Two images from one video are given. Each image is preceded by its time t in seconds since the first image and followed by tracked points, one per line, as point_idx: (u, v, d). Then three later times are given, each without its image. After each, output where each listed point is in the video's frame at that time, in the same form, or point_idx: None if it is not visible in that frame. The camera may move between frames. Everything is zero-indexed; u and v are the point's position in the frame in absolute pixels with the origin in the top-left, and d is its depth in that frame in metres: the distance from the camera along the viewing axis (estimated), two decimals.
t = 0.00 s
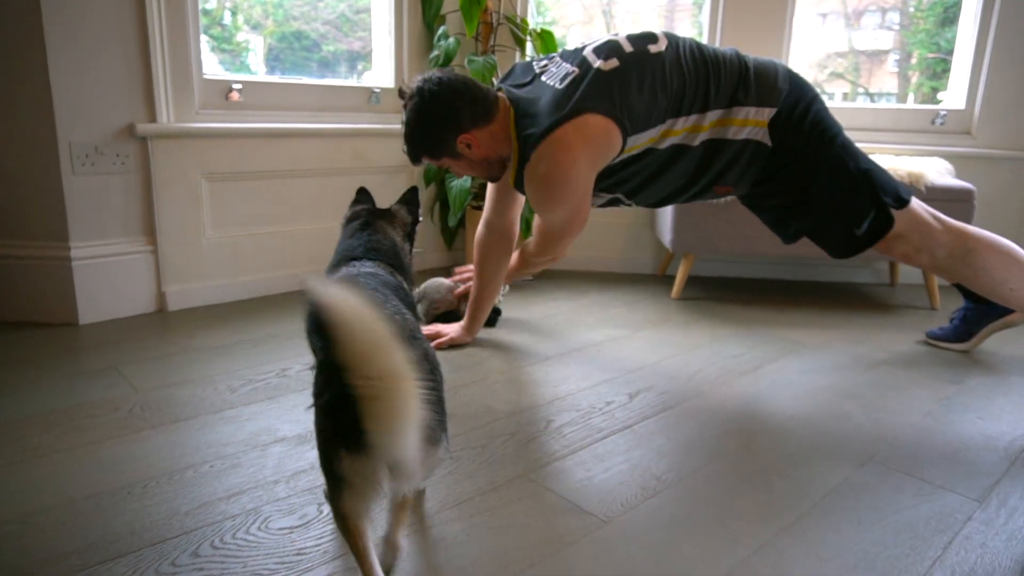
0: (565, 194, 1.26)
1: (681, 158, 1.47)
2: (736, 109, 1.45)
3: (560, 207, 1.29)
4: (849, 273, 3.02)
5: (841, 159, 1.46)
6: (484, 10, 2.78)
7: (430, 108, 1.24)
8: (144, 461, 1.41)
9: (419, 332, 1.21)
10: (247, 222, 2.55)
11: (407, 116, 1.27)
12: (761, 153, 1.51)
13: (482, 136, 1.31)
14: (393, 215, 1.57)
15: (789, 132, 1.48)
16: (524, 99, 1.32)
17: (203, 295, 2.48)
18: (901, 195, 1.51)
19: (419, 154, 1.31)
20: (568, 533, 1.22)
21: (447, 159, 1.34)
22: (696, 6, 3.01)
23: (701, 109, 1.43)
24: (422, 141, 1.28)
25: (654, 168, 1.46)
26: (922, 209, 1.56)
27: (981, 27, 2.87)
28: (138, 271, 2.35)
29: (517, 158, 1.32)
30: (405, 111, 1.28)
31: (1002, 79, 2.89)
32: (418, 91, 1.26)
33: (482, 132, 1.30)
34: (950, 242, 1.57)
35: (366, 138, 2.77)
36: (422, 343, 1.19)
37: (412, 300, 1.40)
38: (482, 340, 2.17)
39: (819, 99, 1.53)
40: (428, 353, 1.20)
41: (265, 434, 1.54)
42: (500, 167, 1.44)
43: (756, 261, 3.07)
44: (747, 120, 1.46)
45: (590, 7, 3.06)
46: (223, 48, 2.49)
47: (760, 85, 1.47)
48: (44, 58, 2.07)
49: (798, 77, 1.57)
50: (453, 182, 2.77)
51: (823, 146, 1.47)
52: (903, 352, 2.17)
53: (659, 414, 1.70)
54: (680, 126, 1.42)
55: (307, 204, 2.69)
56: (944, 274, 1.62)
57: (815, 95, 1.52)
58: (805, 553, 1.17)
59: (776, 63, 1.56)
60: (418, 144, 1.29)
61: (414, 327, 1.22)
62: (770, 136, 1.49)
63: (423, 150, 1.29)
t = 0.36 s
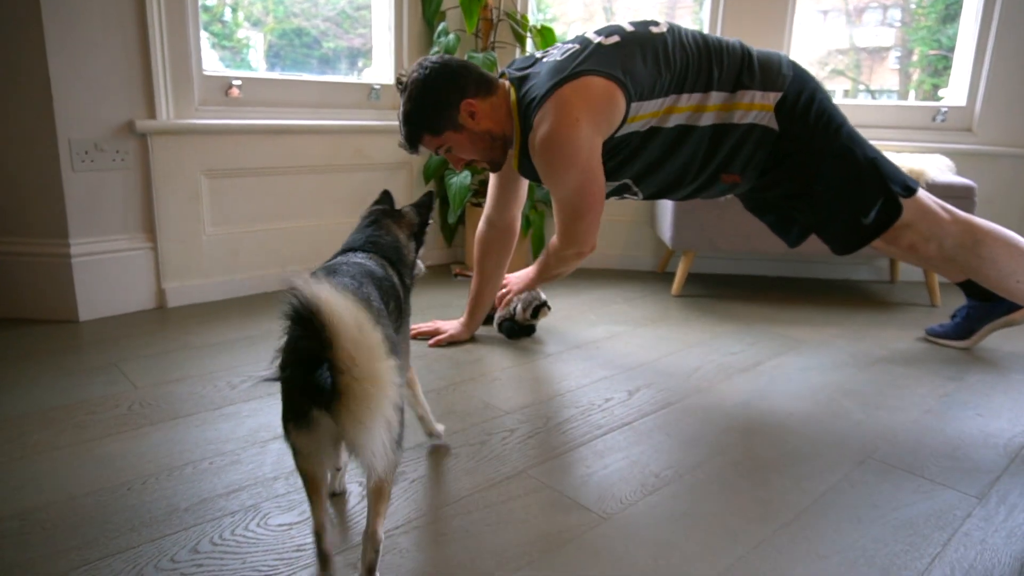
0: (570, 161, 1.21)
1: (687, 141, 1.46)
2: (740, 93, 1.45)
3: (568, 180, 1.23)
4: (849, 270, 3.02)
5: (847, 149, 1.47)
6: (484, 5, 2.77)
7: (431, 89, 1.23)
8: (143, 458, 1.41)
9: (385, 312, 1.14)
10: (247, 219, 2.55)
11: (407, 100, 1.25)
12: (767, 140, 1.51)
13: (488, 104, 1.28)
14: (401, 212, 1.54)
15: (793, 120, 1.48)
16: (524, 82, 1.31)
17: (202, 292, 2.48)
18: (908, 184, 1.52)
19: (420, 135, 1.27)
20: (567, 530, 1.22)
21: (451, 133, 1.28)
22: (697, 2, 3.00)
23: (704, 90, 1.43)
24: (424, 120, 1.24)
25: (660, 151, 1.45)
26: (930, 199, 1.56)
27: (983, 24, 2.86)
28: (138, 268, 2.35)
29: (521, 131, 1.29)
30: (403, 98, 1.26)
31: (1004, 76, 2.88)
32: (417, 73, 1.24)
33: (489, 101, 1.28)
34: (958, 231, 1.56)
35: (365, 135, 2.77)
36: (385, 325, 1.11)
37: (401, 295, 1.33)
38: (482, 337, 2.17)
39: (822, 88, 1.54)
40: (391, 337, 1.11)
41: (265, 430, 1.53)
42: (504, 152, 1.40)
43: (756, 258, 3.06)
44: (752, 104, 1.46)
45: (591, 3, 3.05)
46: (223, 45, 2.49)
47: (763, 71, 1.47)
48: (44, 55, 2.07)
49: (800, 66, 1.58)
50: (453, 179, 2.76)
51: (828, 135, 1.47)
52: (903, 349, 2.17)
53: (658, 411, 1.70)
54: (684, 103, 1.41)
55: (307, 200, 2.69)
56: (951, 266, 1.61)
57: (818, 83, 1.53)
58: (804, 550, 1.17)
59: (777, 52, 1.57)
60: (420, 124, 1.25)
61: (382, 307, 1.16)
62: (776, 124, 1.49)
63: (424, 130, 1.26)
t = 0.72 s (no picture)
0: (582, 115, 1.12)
1: (694, 126, 1.45)
2: (747, 78, 1.45)
3: (586, 134, 1.11)
4: (846, 269, 3.02)
5: (856, 138, 1.48)
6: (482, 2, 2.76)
7: (435, 73, 1.22)
8: (139, 454, 1.40)
9: (351, 293, 1.21)
10: (243, 215, 2.54)
11: (409, 87, 1.24)
12: (775, 128, 1.50)
13: (493, 85, 1.28)
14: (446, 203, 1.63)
15: (801, 108, 1.48)
16: (525, 65, 1.32)
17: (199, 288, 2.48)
18: (913, 175, 1.53)
19: (426, 119, 1.24)
20: (564, 527, 1.22)
21: (457, 115, 1.26)
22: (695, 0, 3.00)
23: (710, 72, 1.43)
24: (429, 101, 1.22)
25: (668, 137, 1.45)
26: (935, 192, 1.57)
27: (981, 23, 2.86)
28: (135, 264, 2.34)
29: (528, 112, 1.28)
30: (405, 84, 1.24)
31: (1001, 75, 2.88)
32: (421, 59, 1.23)
33: (494, 83, 1.29)
34: (961, 224, 1.56)
35: (363, 132, 2.76)
36: (344, 307, 1.18)
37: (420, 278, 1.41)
38: (480, 335, 2.17)
39: (828, 77, 1.54)
40: (347, 320, 1.17)
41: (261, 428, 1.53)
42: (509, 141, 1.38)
43: (753, 256, 3.07)
44: (759, 89, 1.45)
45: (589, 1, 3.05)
46: (221, 41, 2.48)
47: (770, 57, 1.47)
48: (40, 50, 2.06)
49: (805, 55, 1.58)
50: (452, 176, 2.76)
51: (837, 124, 1.48)
52: (901, 347, 2.17)
53: (655, 409, 1.70)
54: (691, 85, 1.41)
55: (304, 197, 2.69)
56: (954, 258, 1.62)
57: (825, 73, 1.53)
58: (801, 549, 1.17)
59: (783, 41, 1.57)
60: (425, 107, 1.23)
61: (360, 286, 1.24)
62: (784, 111, 1.48)
63: (431, 113, 1.23)
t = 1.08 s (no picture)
0: (601, 49, 1.14)
1: (700, 106, 1.45)
2: (754, 63, 1.45)
3: (607, 64, 1.13)
4: (847, 267, 3.02)
5: (862, 128, 1.48)
6: None
7: (445, 44, 1.22)
8: (139, 451, 1.40)
9: (361, 312, 1.10)
10: (243, 212, 2.54)
11: (419, 60, 1.22)
12: (781, 117, 1.49)
13: (501, 57, 1.28)
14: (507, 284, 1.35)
15: (807, 95, 1.48)
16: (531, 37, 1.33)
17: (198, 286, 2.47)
18: (918, 168, 1.54)
19: (438, 87, 1.22)
20: (563, 525, 1.21)
21: (470, 83, 1.23)
22: None
23: (717, 53, 1.44)
24: (441, 68, 1.21)
25: (673, 121, 1.45)
26: (941, 186, 1.57)
27: (982, 21, 2.86)
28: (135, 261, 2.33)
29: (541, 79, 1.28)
30: (414, 58, 1.23)
31: (1001, 74, 2.88)
32: (428, 33, 1.23)
33: (502, 56, 1.29)
34: (968, 218, 1.56)
35: (363, 129, 2.76)
36: (338, 329, 1.06)
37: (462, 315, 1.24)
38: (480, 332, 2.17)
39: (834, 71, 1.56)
40: (342, 340, 1.05)
41: (261, 425, 1.53)
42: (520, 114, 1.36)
43: (754, 254, 3.06)
44: (767, 75, 1.45)
45: None
46: (221, 39, 2.47)
47: (776, 46, 1.48)
48: (39, 47, 2.05)
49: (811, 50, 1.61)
50: (452, 173, 2.76)
51: (844, 113, 1.48)
52: (901, 345, 2.17)
53: (656, 407, 1.70)
54: (700, 61, 1.41)
55: (305, 195, 2.68)
56: (958, 253, 1.61)
57: (831, 65, 1.54)
58: (801, 547, 1.17)
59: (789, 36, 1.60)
60: (437, 74, 1.21)
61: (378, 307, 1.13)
62: (792, 97, 1.48)
63: (443, 79, 1.21)
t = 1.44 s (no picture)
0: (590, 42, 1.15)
1: (699, 102, 1.45)
2: (754, 59, 1.45)
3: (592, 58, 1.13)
4: (847, 265, 3.01)
5: (859, 125, 1.48)
6: None
7: (448, 35, 1.20)
8: (137, 448, 1.40)
9: (412, 345, 1.01)
10: (242, 208, 2.53)
11: (421, 49, 1.21)
12: (780, 113, 1.48)
13: (504, 52, 1.28)
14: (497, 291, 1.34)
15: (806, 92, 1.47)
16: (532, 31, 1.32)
17: (196, 282, 2.47)
18: (915, 166, 1.55)
19: (440, 77, 1.20)
20: (561, 523, 1.21)
21: (472, 76, 1.23)
22: None
23: (717, 50, 1.43)
24: (443, 59, 1.19)
25: (672, 115, 1.44)
26: (936, 185, 1.57)
27: (983, 20, 2.85)
28: (133, 257, 2.33)
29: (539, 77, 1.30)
30: (416, 47, 1.21)
31: (1003, 73, 2.87)
32: (432, 22, 1.21)
33: (504, 50, 1.28)
34: (961, 216, 1.55)
35: (363, 126, 2.75)
36: (389, 371, 0.97)
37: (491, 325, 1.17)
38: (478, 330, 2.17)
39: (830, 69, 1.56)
40: (396, 381, 0.97)
41: (259, 421, 1.53)
42: (519, 110, 1.36)
43: (754, 252, 3.06)
44: (767, 72, 1.45)
45: None
46: (220, 35, 2.46)
47: (775, 44, 1.48)
48: (38, 41, 2.04)
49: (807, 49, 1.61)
50: (452, 170, 2.75)
51: (842, 111, 1.48)
52: (901, 344, 2.17)
53: (654, 405, 1.69)
54: (700, 58, 1.41)
55: (304, 192, 2.68)
56: (953, 251, 1.61)
57: (827, 64, 1.54)
58: (800, 546, 1.16)
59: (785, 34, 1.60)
60: (439, 66, 1.20)
61: (428, 339, 1.04)
62: (791, 94, 1.47)
63: (445, 71, 1.20)
